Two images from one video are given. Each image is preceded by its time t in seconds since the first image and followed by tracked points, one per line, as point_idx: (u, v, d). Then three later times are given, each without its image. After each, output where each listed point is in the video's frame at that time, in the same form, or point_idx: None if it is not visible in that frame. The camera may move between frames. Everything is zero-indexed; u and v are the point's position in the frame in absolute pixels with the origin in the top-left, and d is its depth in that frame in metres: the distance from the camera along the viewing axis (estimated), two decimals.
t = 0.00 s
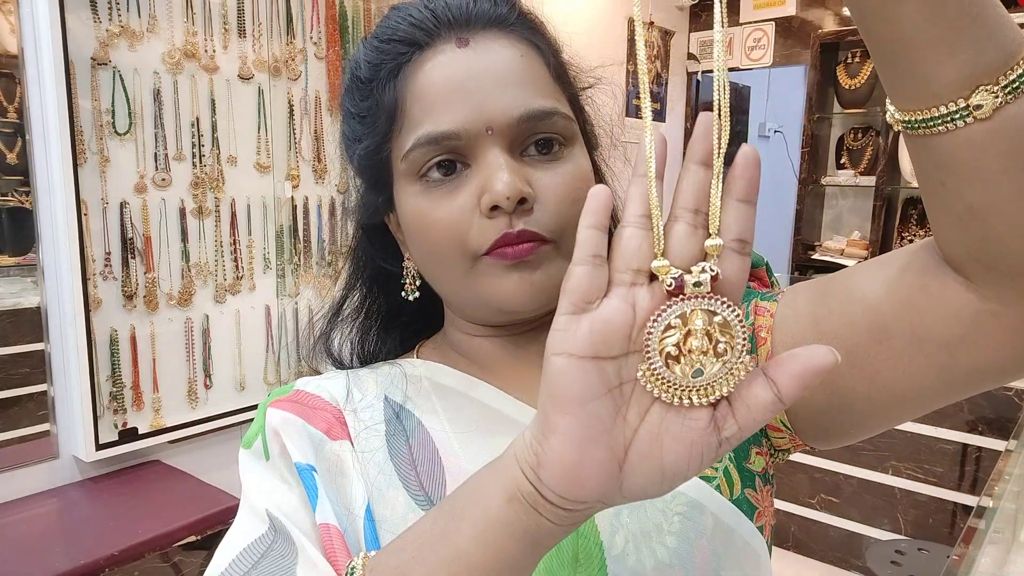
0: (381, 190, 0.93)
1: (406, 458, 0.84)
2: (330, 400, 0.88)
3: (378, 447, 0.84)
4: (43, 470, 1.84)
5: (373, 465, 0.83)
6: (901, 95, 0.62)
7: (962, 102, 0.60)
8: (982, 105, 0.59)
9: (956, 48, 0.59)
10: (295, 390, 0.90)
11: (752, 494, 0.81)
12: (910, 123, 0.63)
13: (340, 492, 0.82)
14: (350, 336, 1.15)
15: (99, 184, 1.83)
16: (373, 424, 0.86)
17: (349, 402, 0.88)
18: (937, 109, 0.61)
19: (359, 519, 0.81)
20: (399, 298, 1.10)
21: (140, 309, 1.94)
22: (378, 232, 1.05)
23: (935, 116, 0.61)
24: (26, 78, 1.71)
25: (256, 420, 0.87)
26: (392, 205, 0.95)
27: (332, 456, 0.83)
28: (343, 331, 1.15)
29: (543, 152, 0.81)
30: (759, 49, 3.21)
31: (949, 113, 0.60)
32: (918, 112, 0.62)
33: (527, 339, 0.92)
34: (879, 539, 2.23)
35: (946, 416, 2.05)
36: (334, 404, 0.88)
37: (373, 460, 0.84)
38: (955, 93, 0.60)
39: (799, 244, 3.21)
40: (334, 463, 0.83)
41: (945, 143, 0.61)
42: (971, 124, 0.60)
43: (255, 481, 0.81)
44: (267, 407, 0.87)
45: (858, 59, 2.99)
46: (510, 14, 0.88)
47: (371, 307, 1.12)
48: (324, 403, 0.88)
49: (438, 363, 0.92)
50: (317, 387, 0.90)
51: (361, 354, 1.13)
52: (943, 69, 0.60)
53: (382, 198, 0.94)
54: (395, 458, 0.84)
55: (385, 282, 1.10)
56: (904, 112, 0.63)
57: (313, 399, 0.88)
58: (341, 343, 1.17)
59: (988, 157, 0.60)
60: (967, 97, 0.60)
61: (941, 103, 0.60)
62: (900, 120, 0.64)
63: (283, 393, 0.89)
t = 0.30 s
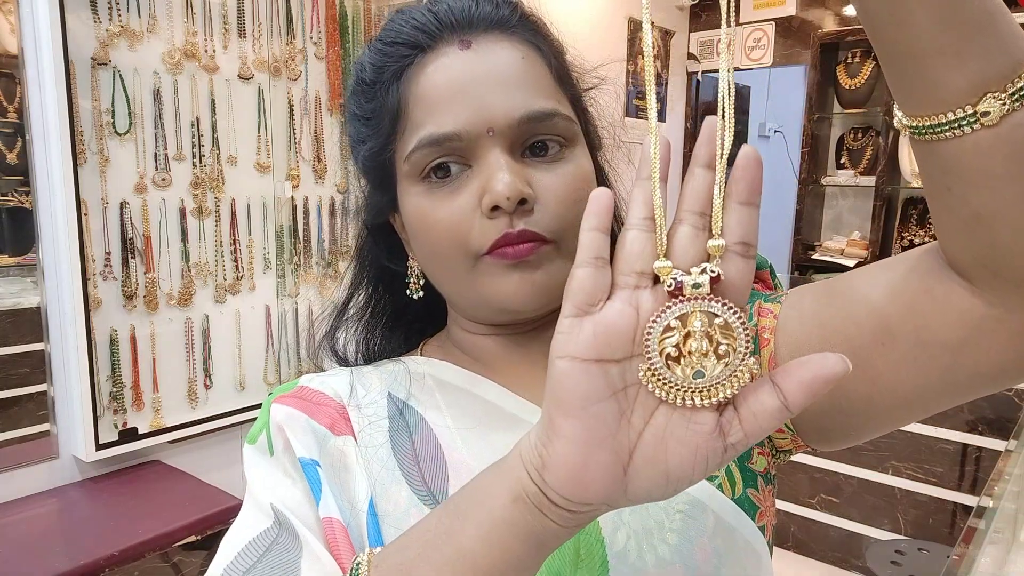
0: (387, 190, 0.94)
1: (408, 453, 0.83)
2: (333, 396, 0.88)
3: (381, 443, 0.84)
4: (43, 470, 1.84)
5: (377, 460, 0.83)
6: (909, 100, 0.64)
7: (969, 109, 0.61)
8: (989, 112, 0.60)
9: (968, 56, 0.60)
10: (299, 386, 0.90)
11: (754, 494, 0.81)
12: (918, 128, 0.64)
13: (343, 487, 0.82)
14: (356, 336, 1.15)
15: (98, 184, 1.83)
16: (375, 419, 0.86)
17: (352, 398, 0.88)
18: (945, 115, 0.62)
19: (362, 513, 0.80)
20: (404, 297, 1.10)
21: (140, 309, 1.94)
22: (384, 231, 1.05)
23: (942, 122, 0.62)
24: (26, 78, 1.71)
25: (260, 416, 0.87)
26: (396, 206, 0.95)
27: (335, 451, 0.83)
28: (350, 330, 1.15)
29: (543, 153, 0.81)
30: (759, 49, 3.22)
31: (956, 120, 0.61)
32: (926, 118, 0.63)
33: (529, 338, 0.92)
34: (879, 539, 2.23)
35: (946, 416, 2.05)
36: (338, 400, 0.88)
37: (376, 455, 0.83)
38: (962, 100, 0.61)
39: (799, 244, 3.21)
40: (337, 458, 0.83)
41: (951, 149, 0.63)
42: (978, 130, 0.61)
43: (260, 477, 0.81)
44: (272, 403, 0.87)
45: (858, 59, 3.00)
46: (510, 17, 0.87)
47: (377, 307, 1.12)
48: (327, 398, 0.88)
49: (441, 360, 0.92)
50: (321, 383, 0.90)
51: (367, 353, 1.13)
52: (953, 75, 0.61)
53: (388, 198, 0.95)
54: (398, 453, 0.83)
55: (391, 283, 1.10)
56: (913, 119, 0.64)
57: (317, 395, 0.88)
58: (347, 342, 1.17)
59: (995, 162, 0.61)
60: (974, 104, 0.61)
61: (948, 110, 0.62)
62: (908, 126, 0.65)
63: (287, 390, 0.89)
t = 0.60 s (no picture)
0: (394, 187, 0.94)
1: (410, 460, 0.83)
2: (331, 403, 0.89)
3: (382, 450, 0.85)
4: (43, 470, 1.84)
5: (378, 468, 0.84)
6: (936, 130, 0.57)
7: (999, 144, 0.55)
8: (1019, 148, 0.54)
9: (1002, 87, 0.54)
10: (297, 395, 0.91)
11: (758, 503, 0.81)
12: (943, 160, 0.58)
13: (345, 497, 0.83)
14: (360, 334, 1.14)
15: (99, 184, 1.82)
16: (375, 426, 0.87)
17: (352, 404, 0.89)
18: (972, 148, 0.56)
19: (365, 522, 0.82)
20: (409, 295, 1.09)
21: (140, 309, 1.94)
22: (392, 229, 1.05)
23: (970, 156, 0.56)
24: (27, 78, 1.71)
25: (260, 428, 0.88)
26: (402, 204, 0.95)
27: (336, 461, 0.84)
28: (355, 328, 1.15)
29: (548, 153, 0.80)
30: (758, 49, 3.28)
31: (984, 156, 0.55)
32: (952, 151, 0.57)
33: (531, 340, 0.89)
34: (879, 539, 2.22)
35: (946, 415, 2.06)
36: (336, 407, 0.89)
37: (377, 463, 0.84)
38: (989, 137, 0.55)
39: (799, 244, 3.20)
40: (339, 469, 0.84)
41: (977, 185, 0.57)
42: (1007, 166, 0.55)
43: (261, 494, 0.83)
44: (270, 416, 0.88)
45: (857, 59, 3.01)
46: (519, 16, 0.88)
47: (381, 305, 1.12)
48: (325, 406, 0.88)
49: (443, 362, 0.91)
50: (321, 390, 0.90)
51: (372, 351, 1.13)
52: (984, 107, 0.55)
53: (394, 197, 0.95)
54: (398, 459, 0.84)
55: (396, 280, 1.10)
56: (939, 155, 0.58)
57: (314, 403, 0.89)
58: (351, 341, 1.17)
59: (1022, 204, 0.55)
60: (1004, 140, 0.55)
61: (974, 144, 0.56)
62: (931, 156, 0.59)
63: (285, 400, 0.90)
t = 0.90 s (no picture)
0: (394, 182, 0.93)
1: (408, 489, 0.83)
2: (310, 437, 0.86)
3: (374, 480, 0.84)
4: (43, 470, 1.84)
5: (369, 502, 0.84)
6: None
7: None
8: None
9: None
10: (276, 430, 0.88)
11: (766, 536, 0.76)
12: None
13: (329, 545, 0.82)
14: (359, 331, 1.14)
15: (99, 184, 1.83)
16: (365, 454, 0.86)
17: (337, 431, 0.87)
18: None
19: (348, 567, 0.81)
20: (409, 292, 1.09)
21: (140, 309, 1.94)
22: (390, 226, 1.03)
23: None
24: (27, 78, 1.71)
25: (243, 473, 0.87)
26: (404, 198, 0.94)
27: (318, 510, 0.83)
28: (352, 324, 1.15)
29: (554, 149, 0.82)
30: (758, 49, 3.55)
31: None
32: None
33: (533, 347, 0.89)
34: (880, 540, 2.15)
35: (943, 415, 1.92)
36: (316, 441, 0.86)
37: (369, 495, 0.84)
38: None
39: (799, 244, 3.56)
40: (322, 519, 0.83)
41: None
42: None
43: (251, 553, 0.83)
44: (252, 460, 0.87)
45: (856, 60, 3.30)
46: (528, 5, 0.88)
47: (381, 303, 1.11)
48: (303, 443, 0.86)
49: (435, 373, 0.91)
50: (302, 418, 0.88)
51: (371, 348, 1.13)
52: None
53: (395, 191, 0.93)
54: (394, 489, 0.83)
55: (397, 278, 1.09)
56: None
57: (293, 440, 0.86)
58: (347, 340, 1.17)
59: None
60: None
61: None
62: None
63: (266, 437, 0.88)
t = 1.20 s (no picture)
0: (415, 172, 0.90)
1: (431, 503, 0.78)
2: (324, 448, 0.80)
3: (393, 491, 0.79)
4: (43, 470, 1.84)
5: (387, 516, 0.78)
6: None
7: None
8: None
9: None
10: (287, 438, 0.82)
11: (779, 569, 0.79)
12: None
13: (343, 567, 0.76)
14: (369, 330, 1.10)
15: (99, 184, 1.83)
16: (378, 464, 0.80)
17: (352, 439, 0.82)
18: None
19: None
20: (425, 291, 1.04)
21: (140, 309, 1.94)
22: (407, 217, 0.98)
23: None
24: (26, 78, 1.70)
25: (253, 486, 0.82)
26: (424, 190, 0.91)
27: (334, 531, 0.77)
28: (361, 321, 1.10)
29: (588, 138, 0.81)
30: (759, 48, 3.58)
31: None
32: None
33: (558, 353, 0.84)
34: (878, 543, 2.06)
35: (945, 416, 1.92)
36: (330, 453, 0.80)
37: (388, 506, 0.78)
38: None
39: (800, 244, 3.56)
40: (335, 540, 0.76)
41: None
42: None
43: (264, 568, 0.79)
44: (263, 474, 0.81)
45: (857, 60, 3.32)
46: None
47: (394, 300, 1.06)
48: (317, 456, 0.80)
49: (455, 378, 0.86)
50: (314, 424, 0.82)
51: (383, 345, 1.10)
52: None
53: (415, 182, 0.91)
54: (417, 500, 0.78)
55: (413, 276, 1.04)
56: None
57: (307, 453, 0.80)
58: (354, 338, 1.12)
59: None
60: None
61: None
62: None
63: (276, 448, 0.82)
